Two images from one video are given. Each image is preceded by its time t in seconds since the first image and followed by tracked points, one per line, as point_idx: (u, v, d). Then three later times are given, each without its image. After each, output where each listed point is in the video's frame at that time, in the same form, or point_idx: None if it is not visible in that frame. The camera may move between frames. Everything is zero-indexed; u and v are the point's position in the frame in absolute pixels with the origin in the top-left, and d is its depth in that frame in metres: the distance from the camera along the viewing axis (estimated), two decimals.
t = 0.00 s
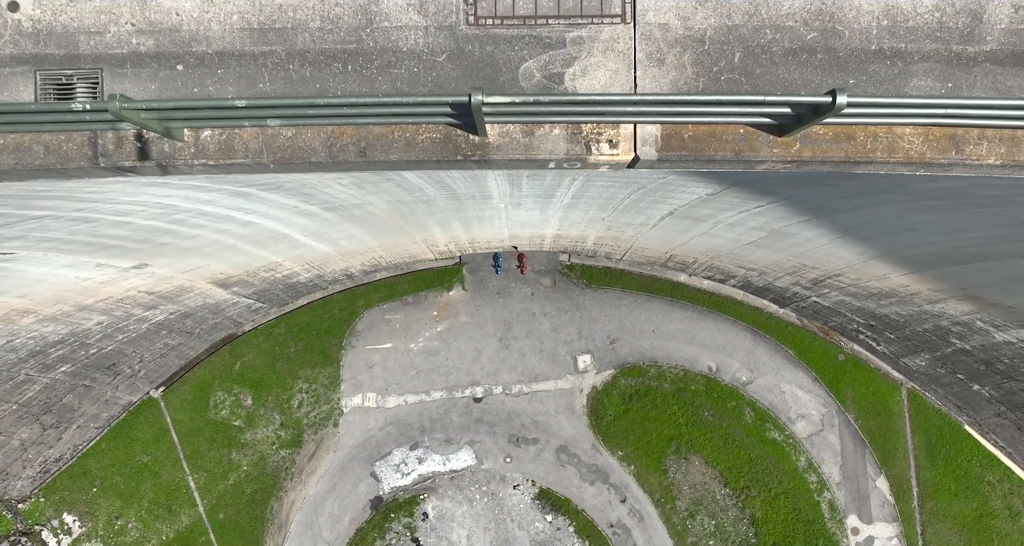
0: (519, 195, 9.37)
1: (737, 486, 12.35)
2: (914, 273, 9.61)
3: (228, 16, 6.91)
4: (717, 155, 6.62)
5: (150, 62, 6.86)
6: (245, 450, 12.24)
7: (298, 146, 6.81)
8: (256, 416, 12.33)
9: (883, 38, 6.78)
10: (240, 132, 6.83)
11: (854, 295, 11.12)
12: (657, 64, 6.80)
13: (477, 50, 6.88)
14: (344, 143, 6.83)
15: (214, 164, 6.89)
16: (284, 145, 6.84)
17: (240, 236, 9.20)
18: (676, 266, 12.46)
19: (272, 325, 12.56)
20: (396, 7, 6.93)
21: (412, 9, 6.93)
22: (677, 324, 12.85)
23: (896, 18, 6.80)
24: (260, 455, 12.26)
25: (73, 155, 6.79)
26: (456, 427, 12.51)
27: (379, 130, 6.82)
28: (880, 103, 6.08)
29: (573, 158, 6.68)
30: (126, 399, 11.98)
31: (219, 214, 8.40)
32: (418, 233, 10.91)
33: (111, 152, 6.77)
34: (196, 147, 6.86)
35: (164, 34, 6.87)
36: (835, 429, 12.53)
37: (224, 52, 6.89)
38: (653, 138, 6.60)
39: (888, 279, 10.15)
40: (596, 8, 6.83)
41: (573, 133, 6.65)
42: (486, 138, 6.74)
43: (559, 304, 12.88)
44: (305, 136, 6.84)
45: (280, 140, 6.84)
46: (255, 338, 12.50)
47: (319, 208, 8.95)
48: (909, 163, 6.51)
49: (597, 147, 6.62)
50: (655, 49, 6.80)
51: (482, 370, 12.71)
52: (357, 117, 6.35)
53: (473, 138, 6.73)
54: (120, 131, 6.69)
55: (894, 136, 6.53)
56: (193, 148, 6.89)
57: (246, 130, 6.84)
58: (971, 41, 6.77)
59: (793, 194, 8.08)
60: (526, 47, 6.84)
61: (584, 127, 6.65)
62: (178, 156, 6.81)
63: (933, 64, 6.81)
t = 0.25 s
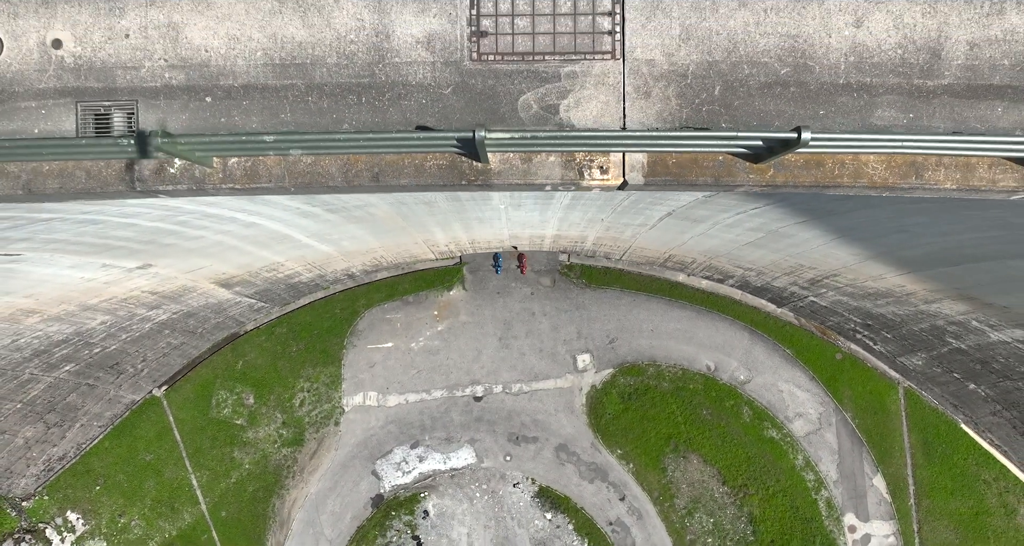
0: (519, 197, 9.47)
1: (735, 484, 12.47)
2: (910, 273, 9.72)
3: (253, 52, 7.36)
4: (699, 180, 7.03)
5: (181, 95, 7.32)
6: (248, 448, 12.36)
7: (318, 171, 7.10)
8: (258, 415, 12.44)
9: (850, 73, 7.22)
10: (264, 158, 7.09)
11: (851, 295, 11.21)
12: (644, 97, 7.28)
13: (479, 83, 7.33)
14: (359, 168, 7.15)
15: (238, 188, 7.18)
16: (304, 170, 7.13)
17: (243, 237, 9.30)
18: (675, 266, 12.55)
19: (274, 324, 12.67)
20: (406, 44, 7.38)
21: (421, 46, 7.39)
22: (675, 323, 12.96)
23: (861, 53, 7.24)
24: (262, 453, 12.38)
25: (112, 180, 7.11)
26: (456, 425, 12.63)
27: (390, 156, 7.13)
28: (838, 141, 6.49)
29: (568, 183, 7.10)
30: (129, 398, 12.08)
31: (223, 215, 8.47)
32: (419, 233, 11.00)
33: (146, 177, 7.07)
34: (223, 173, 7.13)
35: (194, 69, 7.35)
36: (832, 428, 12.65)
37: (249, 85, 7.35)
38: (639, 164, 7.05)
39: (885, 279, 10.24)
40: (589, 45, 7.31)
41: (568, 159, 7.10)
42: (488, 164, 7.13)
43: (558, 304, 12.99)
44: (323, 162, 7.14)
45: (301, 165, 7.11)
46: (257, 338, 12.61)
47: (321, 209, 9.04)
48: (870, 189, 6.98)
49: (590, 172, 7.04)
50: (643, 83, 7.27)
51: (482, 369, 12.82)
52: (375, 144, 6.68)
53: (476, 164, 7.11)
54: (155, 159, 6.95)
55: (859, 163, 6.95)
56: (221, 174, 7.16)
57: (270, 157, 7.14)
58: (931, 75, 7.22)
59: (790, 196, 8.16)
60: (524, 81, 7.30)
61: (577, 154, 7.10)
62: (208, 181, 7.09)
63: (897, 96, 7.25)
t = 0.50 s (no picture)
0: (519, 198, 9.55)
1: (734, 482, 12.57)
2: (906, 273, 9.80)
3: (271, 78, 7.55)
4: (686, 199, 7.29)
5: (204, 118, 7.53)
6: (249, 447, 12.45)
7: (331, 191, 7.38)
8: (259, 414, 12.53)
9: (825, 99, 7.47)
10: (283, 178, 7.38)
11: (849, 295, 11.28)
12: (635, 119, 7.46)
13: (482, 106, 7.52)
14: (369, 187, 7.38)
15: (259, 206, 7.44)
16: (320, 190, 7.41)
17: (245, 237, 9.37)
18: (674, 266, 12.62)
19: (275, 323, 12.76)
20: (414, 70, 7.57)
21: (427, 72, 7.58)
22: (674, 323, 13.04)
23: (837, 78, 7.47)
24: (264, 452, 12.47)
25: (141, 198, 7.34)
26: (456, 424, 12.72)
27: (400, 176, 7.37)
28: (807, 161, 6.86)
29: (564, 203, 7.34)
30: (131, 397, 12.17)
31: (225, 217, 8.52)
32: (419, 234, 11.07)
33: (174, 195, 7.35)
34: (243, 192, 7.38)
35: (217, 94, 7.56)
36: (830, 426, 12.75)
37: (267, 109, 7.56)
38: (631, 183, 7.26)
39: (882, 279, 10.31)
40: (584, 72, 7.49)
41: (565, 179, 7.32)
42: (490, 183, 7.32)
43: (558, 303, 13.08)
44: (337, 182, 7.39)
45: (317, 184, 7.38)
46: (259, 337, 12.69)
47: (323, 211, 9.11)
48: (846, 206, 7.21)
49: (584, 191, 7.28)
50: (633, 107, 7.46)
51: (482, 368, 12.91)
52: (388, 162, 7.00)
53: (479, 183, 7.31)
54: (181, 178, 7.19)
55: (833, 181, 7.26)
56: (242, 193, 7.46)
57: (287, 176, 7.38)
58: (901, 100, 7.46)
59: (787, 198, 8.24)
60: (523, 105, 7.50)
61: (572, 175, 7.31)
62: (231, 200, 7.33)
63: (867, 122, 7.49)
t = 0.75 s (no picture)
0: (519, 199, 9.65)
1: (732, 480, 12.68)
2: (901, 273, 9.92)
3: (289, 104, 7.99)
4: (673, 216, 7.71)
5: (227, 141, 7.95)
6: (252, 445, 12.56)
7: (345, 208, 7.75)
8: (261, 413, 12.64)
9: (803, 122, 7.88)
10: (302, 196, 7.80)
11: (846, 295, 11.37)
12: (626, 142, 7.88)
13: (484, 130, 7.95)
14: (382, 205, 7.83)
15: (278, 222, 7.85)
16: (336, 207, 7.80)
17: (248, 239, 9.45)
18: (673, 266, 12.69)
19: (277, 323, 12.87)
20: (422, 96, 8.00)
21: (434, 98, 8.00)
22: (673, 322, 13.15)
23: (813, 104, 7.90)
24: (266, 450, 12.58)
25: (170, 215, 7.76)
26: (457, 423, 12.83)
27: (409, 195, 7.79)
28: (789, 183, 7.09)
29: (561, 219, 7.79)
30: (134, 396, 12.27)
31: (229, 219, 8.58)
32: (420, 235, 11.17)
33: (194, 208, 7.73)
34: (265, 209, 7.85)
35: (240, 119, 7.98)
36: (827, 425, 12.85)
37: (287, 131, 7.97)
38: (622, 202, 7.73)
39: (879, 279, 10.40)
40: (579, 98, 7.92)
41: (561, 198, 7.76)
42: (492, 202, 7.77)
43: (557, 303, 13.18)
44: (351, 201, 7.79)
45: (334, 202, 7.81)
46: (261, 336, 12.80)
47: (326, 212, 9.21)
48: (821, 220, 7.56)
49: (579, 209, 7.71)
50: (625, 130, 7.89)
51: (482, 368, 13.02)
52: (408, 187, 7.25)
53: (483, 202, 7.77)
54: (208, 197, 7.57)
55: (809, 201, 7.68)
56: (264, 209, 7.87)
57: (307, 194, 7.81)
58: (874, 123, 7.86)
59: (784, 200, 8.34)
60: (523, 128, 7.93)
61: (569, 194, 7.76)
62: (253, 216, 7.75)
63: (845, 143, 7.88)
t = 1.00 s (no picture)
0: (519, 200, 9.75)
1: (730, 478, 12.79)
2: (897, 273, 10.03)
3: (306, 126, 8.16)
4: (663, 231, 7.99)
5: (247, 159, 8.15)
6: (254, 444, 12.67)
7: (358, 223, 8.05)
8: (263, 411, 12.75)
9: (782, 141, 8.09)
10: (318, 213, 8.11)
11: (843, 295, 11.44)
12: (619, 161, 8.07)
13: (488, 150, 8.13)
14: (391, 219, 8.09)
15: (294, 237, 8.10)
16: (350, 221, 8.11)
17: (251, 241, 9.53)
18: (672, 265, 12.65)
19: (279, 322, 12.97)
20: (429, 119, 8.16)
21: (441, 119, 8.16)
22: (672, 322, 13.25)
23: (793, 126, 8.11)
24: (268, 449, 12.69)
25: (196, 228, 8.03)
26: (457, 421, 12.94)
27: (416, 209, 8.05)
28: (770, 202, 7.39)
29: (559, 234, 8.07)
30: (137, 395, 12.36)
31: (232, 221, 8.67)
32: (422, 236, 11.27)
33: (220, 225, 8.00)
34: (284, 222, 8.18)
35: (260, 139, 8.15)
36: (825, 424, 12.96)
37: (304, 151, 8.16)
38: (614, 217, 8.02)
39: (876, 280, 10.49)
40: (575, 120, 8.10)
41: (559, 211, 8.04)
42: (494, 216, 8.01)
43: (557, 303, 13.28)
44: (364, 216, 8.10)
45: (347, 217, 8.13)
46: (263, 336, 12.91)
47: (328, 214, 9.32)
48: (800, 234, 7.89)
49: (574, 223, 8.00)
50: (617, 150, 8.07)
51: (483, 367, 13.13)
52: (420, 206, 7.50)
53: (485, 216, 7.97)
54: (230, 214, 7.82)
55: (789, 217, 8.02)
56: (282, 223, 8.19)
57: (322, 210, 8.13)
58: (848, 144, 8.09)
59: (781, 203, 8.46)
60: (523, 149, 8.11)
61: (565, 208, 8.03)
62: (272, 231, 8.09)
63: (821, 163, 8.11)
